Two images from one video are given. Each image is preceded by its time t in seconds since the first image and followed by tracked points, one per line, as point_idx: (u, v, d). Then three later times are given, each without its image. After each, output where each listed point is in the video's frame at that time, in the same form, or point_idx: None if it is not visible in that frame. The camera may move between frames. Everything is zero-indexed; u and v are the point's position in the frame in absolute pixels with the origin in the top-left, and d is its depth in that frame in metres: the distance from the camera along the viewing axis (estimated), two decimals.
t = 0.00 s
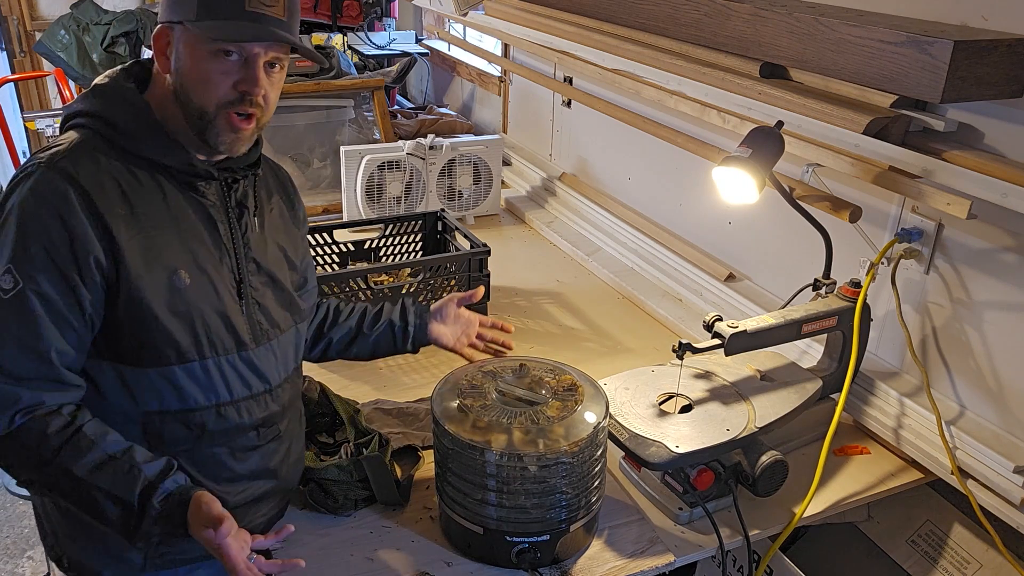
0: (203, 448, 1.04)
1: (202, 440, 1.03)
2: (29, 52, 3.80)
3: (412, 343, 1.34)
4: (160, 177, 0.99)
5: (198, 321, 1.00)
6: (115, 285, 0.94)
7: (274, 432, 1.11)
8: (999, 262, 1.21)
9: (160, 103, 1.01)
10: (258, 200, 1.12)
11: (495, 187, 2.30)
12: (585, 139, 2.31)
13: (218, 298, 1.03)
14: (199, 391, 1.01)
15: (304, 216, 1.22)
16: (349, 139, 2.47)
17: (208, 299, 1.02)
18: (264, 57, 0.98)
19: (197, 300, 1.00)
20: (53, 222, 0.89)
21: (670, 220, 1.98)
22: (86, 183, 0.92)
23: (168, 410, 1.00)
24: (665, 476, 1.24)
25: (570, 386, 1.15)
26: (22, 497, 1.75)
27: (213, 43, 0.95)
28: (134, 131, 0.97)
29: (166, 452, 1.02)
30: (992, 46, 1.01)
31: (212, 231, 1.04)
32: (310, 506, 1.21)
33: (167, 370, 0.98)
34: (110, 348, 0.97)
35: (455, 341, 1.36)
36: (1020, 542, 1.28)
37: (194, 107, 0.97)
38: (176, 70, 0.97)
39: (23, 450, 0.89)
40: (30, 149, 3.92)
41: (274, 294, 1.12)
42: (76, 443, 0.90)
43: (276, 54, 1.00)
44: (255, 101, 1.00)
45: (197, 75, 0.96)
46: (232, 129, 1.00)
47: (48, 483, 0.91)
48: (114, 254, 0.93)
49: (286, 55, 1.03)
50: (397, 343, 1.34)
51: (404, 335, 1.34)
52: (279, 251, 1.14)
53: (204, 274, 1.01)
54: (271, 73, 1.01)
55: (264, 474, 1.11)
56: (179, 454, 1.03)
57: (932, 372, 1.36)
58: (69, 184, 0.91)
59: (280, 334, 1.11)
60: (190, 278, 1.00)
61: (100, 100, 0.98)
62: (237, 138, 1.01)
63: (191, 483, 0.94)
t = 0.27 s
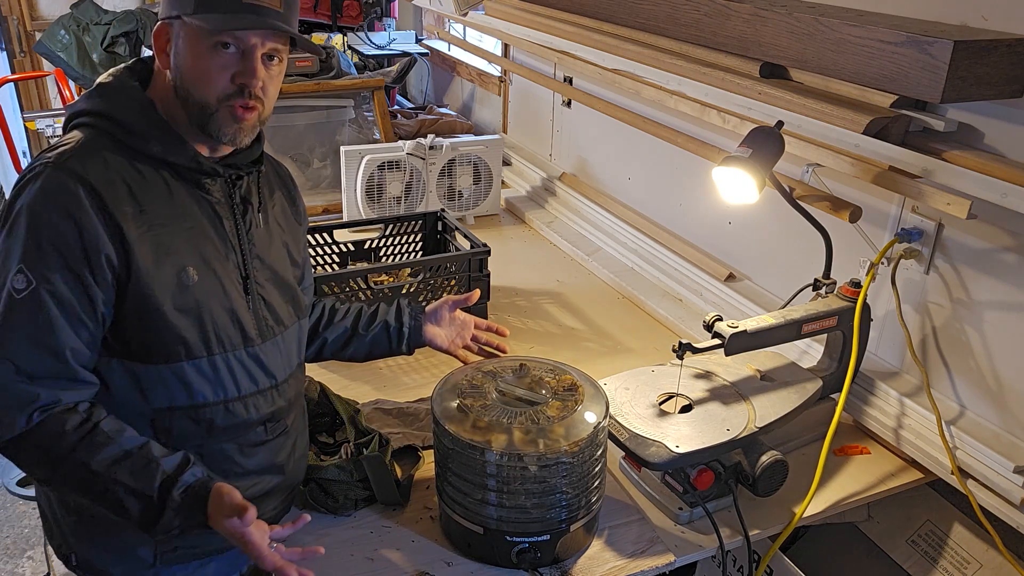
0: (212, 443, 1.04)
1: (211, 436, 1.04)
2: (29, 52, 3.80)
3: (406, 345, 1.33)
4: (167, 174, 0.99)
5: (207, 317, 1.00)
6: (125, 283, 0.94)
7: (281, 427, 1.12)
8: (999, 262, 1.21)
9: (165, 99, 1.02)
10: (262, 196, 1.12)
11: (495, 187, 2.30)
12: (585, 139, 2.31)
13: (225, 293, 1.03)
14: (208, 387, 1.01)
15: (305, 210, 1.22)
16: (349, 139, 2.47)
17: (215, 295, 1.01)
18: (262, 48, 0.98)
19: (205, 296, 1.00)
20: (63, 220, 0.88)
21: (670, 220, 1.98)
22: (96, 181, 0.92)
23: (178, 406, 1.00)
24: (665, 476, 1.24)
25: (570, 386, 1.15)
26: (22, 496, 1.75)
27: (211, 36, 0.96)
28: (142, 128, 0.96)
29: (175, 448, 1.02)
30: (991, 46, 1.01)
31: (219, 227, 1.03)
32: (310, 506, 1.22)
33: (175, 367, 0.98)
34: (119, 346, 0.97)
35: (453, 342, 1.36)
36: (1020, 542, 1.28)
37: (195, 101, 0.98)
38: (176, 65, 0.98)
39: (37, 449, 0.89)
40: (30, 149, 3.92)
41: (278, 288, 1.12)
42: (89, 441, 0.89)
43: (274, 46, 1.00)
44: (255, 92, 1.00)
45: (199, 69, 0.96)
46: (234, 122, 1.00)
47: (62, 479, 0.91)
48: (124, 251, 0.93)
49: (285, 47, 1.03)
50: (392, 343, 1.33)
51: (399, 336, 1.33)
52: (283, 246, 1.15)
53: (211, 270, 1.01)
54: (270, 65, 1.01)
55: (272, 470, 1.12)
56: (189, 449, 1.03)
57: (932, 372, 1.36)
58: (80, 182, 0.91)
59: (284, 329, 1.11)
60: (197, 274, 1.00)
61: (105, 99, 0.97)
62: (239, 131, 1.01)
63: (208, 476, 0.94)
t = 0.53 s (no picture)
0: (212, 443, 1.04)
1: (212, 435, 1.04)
2: (29, 52, 3.80)
3: (395, 349, 1.34)
4: (167, 175, 0.99)
5: (206, 317, 1.01)
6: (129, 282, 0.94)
7: (280, 426, 1.12)
8: (999, 262, 1.21)
9: (163, 99, 1.01)
10: (259, 195, 1.12)
11: (495, 187, 2.30)
12: (585, 139, 2.31)
13: (225, 293, 1.03)
14: (206, 386, 1.02)
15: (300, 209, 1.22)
16: (349, 139, 2.47)
17: (213, 294, 1.02)
18: (262, 46, 0.99)
19: (204, 296, 1.00)
20: (68, 220, 0.88)
21: (670, 220, 1.98)
22: (98, 181, 0.92)
23: (178, 406, 1.00)
24: (665, 475, 1.24)
25: (570, 386, 1.15)
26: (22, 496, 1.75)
27: (210, 34, 0.96)
28: (143, 128, 0.96)
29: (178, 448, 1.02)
30: (991, 46, 1.01)
31: (218, 228, 1.04)
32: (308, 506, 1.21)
33: (173, 367, 0.98)
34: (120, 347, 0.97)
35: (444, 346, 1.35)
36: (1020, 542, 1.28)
37: (194, 99, 0.98)
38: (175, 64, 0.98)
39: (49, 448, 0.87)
40: (30, 149, 3.92)
41: (277, 287, 1.12)
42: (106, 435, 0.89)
43: (274, 44, 1.01)
44: (254, 91, 1.00)
45: (198, 68, 0.97)
46: (233, 120, 1.00)
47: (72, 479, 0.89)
48: (126, 251, 0.93)
49: (283, 45, 1.03)
50: (381, 347, 1.34)
51: (388, 341, 1.33)
52: (281, 246, 1.15)
53: (210, 269, 1.01)
54: (269, 63, 1.01)
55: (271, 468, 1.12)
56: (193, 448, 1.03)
57: (932, 372, 1.36)
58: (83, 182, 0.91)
59: (283, 328, 1.11)
60: (196, 275, 1.00)
61: (105, 99, 0.97)
62: (239, 129, 1.01)
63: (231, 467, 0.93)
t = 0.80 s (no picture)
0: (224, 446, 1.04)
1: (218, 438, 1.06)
2: (29, 52, 3.80)
3: (395, 352, 1.33)
4: (165, 181, 0.98)
5: (213, 323, 1.01)
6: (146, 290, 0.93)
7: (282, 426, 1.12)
8: (999, 262, 1.21)
9: (150, 103, 1.00)
10: (249, 195, 1.13)
11: (495, 187, 2.30)
12: (585, 139, 2.31)
13: (226, 296, 1.03)
14: (219, 390, 1.02)
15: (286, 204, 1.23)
16: (349, 139, 2.47)
17: (217, 299, 1.02)
18: (251, 48, 0.98)
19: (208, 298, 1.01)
20: (85, 229, 0.87)
21: (670, 220, 1.98)
22: (104, 189, 0.91)
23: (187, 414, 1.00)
24: (665, 475, 1.24)
25: (570, 386, 1.15)
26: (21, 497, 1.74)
27: (199, 40, 0.95)
28: (133, 135, 0.95)
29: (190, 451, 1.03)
30: (992, 46, 1.01)
31: (213, 230, 1.03)
32: (308, 507, 1.21)
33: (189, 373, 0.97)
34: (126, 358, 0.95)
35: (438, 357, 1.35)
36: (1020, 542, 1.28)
37: (185, 104, 0.97)
38: (163, 69, 0.96)
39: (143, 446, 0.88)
40: (30, 149, 3.91)
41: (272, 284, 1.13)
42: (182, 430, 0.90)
43: (260, 44, 1.00)
44: (245, 93, 1.00)
45: (188, 73, 0.96)
46: (225, 124, 1.00)
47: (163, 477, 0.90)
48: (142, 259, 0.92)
49: (268, 44, 1.02)
50: (380, 350, 1.33)
51: (387, 344, 1.32)
52: (272, 245, 1.15)
53: (212, 274, 1.01)
54: (257, 62, 1.01)
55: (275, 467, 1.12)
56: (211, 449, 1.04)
57: (932, 372, 1.36)
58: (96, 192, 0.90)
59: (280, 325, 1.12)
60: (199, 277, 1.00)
61: (89, 106, 0.95)
62: (231, 131, 1.01)
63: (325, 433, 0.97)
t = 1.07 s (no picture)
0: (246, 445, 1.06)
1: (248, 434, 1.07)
2: (29, 52, 3.81)
3: (379, 359, 1.33)
4: (172, 191, 0.97)
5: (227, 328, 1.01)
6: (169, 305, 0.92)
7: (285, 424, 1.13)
8: (1000, 262, 1.21)
9: (156, 120, 0.94)
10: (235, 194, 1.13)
11: (495, 187, 2.30)
12: (585, 139, 2.31)
13: (234, 298, 1.04)
14: (242, 392, 1.03)
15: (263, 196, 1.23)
16: (349, 139, 2.47)
17: (229, 304, 1.02)
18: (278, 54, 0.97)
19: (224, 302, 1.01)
20: (106, 252, 0.85)
21: (670, 220, 1.98)
22: (119, 209, 0.88)
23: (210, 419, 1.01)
24: (665, 475, 1.24)
25: (570, 386, 1.15)
26: (20, 496, 1.74)
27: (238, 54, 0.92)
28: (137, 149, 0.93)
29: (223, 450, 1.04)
30: (991, 45, 1.01)
31: (213, 234, 1.03)
32: (309, 506, 1.21)
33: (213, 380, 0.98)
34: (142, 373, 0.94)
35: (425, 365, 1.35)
36: (1019, 542, 1.28)
37: (213, 123, 0.95)
38: (189, 81, 0.91)
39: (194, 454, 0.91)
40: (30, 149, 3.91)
41: (268, 280, 1.14)
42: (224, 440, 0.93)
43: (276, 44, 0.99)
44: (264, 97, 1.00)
45: (218, 94, 0.93)
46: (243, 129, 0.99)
47: (210, 480, 0.93)
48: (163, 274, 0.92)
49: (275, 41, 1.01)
50: (363, 355, 1.33)
51: (371, 349, 1.33)
52: (262, 241, 1.16)
53: (221, 279, 1.02)
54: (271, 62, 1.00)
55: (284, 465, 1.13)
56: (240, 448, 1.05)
57: (932, 372, 1.36)
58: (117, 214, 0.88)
59: (279, 321, 1.14)
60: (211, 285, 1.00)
61: (82, 120, 0.91)
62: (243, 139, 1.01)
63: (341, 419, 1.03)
